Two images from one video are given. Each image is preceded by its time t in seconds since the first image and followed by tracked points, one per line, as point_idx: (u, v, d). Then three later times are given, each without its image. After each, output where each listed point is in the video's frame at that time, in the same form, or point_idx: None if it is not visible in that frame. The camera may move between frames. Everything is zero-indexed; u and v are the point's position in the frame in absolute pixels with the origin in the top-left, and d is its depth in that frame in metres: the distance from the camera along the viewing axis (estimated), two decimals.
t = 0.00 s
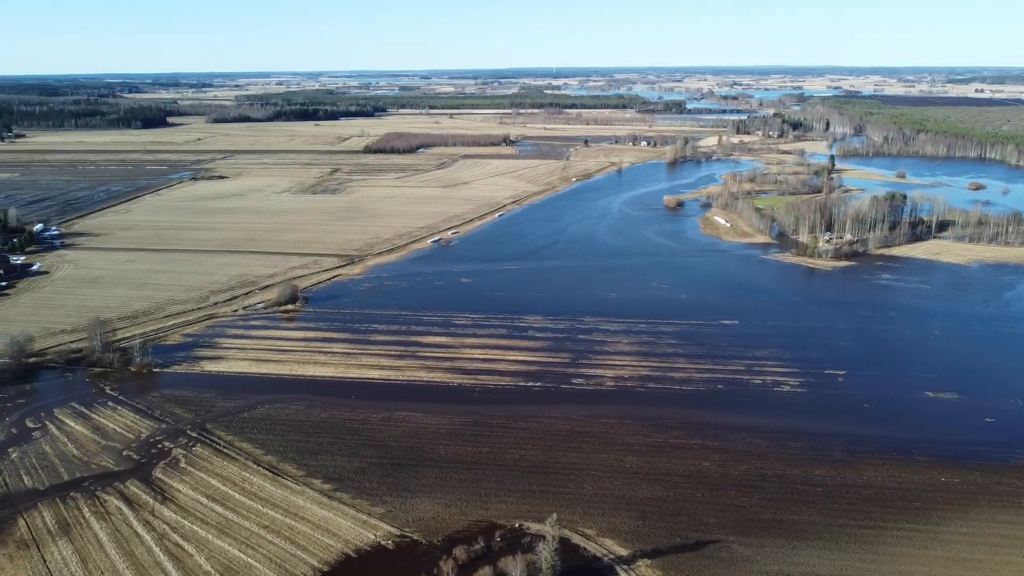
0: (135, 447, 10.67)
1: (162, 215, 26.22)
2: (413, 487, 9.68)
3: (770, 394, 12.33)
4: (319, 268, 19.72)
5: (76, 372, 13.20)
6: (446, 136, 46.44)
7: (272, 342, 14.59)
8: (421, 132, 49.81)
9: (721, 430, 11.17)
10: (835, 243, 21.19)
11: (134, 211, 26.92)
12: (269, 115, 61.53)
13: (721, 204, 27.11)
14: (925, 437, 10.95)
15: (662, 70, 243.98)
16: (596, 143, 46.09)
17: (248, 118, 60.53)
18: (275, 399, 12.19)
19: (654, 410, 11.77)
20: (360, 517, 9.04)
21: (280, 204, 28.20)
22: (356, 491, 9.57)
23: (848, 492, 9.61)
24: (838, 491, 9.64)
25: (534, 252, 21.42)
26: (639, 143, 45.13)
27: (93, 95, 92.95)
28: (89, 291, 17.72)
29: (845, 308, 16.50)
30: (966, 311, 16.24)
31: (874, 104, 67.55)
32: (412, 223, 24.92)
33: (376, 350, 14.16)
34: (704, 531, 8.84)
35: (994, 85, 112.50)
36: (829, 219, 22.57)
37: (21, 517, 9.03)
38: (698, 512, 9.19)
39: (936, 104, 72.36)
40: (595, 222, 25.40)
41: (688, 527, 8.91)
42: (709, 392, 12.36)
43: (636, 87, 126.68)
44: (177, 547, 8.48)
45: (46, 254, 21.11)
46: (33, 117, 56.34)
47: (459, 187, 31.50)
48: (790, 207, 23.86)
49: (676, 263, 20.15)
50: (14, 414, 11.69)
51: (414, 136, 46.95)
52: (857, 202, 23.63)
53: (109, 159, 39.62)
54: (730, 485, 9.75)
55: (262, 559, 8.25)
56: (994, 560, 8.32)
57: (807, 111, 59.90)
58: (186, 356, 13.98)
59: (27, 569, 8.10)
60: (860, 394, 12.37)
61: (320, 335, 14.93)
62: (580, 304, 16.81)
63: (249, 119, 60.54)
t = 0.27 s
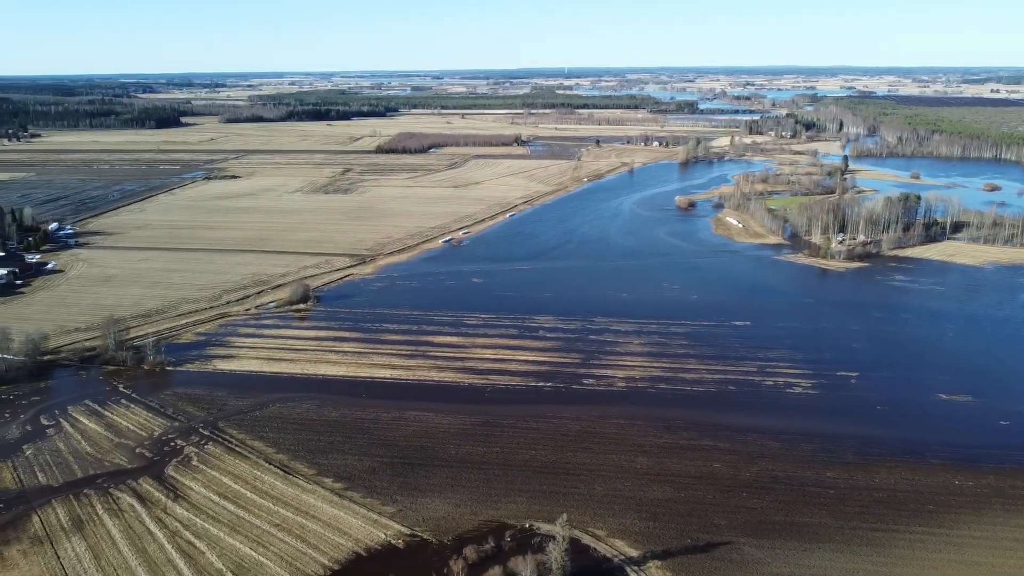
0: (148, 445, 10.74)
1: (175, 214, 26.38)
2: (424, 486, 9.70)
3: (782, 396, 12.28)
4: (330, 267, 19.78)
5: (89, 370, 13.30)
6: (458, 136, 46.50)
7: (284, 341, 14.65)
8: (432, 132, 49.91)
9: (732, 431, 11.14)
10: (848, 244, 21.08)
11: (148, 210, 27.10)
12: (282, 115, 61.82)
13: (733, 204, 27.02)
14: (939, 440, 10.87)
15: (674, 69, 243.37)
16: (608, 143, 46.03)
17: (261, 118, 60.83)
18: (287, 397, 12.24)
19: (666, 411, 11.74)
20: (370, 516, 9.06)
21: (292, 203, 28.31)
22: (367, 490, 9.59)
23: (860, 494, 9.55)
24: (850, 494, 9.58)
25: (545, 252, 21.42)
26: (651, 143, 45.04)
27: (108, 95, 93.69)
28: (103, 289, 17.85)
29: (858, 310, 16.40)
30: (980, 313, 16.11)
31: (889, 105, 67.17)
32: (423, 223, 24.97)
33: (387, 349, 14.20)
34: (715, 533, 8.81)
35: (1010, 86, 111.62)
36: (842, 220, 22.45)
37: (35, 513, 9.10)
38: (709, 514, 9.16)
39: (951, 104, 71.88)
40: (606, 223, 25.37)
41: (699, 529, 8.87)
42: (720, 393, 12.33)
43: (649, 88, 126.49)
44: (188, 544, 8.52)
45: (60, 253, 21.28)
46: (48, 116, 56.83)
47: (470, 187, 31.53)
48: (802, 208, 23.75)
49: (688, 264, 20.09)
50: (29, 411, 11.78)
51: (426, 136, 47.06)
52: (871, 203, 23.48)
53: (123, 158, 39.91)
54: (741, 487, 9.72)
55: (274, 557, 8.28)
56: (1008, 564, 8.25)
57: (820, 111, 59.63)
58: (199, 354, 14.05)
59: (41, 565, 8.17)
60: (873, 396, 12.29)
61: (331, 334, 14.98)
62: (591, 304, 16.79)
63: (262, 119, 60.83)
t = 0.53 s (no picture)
0: (161, 443, 10.81)
1: (188, 214, 26.53)
2: (434, 486, 9.71)
3: (794, 397, 12.22)
4: (342, 267, 19.84)
5: (103, 368, 13.39)
6: (470, 136, 46.57)
7: (296, 340, 14.72)
8: (444, 132, 50.01)
9: (743, 432, 11.10)
10: (861, 246, 20.96)
11: (161, 209, 27.27)
12: (295, 115, 62.10)
13: (745, 205, 26.93)
14: (952, 443, 10.79)
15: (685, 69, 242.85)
16: (620, 144, 45.95)
17: (273, 118, 61.11)
18: (298, 396, 12.28)
19: (677, 412, 11.72)
20: (381, 515, 9.08)
21: (304, 203, 28.42)
22: (377, 489, 9.62)
23: (872, 497, 9.49)
24: (863, 497, 9.52)
25: (556, 252, 21.41)
26: (663, 143, 44.94)
27: (122, 95, 94.42)
28: (117, 288, 17.97)
29: (871, 312, 16.30)
30: (995, 315, 15.97)
31: (903, 105, 66.79)
32: (434, 223, 25.01)
33: (398, 349, 14.23)
34: (725, 534, 8.78)
35: None
36: (855, 221, 22.33)
37: (49, 510, 9.17)
38: (719, 515, 9.12)
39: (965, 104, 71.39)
40: (618, 223, 25.32)
41: (710, 530, 8.85)
42: (731, 395, 12.29)
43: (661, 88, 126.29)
44: (200, 542, 8.57)
45: (75, 252, 21.44)
46: (64, 116, 57.32)
47: (482, 188, 31.56)
48: (815, 209, 23.63)
49: (700, 265, 20.03)
50: (43, 409, 11.88)
51: (438, 136, 47.15)
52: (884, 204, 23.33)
53: (137, 158, 40.19)
54: (752, 489, 9.68)
55: (285, 555, 8.31)
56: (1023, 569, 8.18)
57: (834, 112, 59.33)
58: (211, 353, 14.12)
59: (55, 561, 8.23)
60: (885, 398, 12.20)
61: (343, 333, 15.03)
62: (602, 304, 16.77)
63: (275, 119, 61.10)
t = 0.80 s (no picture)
0: (173, 441, 10.87)
1: (201, 213, 26.66)
2: (444, 485, 9.72)
3: (806, 399, 12.16)
4: (353, 266, 19.90)
5: (116, 367, 13.48)
6: (481, 137, 46.60)
7: (307, 339, 14.77)
8: (456, 132, 50.01)
9: (754, 434, 11.06)
10: (874, 247, 20.84)
11: (174, 209, 27.43)
12: (307, 115, 62.31)
13: (757, 206, 26.83)
14: (965, 445, 10.71)
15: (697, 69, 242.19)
16: (631, 144, 45.85)
17: (285, 118, 61.35)
18: (309, 396, 12.32)
19: (687, 413, 11.68)
20: (391, 514, 9.10)
21: (315, 203, 28.52)
22: (387, 489, 9.63)
23: (884, 500, 9.43)
24: (874, 499, 9.46)
25: (567, 253, 21.40)
26: (675, 144, 44.82)
27: (136, 95, 95.11)
28: (130, 287, 18.08)
29: (884, 313, 16.20)
30: (1009, 318, 15.84)
31: (916, 106, 66.36)
32: (446, 223, 25.04)
33: (409, 349, 14.25)
34: (736, 536, 8.74)
35: None
36: (868, 222, 22.20)
37: (62, 507, 9.24)
38: (730, 517, 9.09)
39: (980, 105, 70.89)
40: (629, 224, 25.28)
41: (720, 532, 8.81)
42: (743, 396, 12.24)
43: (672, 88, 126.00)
44: (212, 539, 8.61)
45: (89, 251, 21.59)
46: (78, 116, 57.74)
47: (493, 188, 31.57)
48: (828, 210, 23.52)
49: (711, 265, 19.97)
50: (57, 406, 11.97)
51: (449, 136, 47.21)
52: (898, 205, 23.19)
53: (150, 158, 40.42)
54: (763, 491, 9.64)
55: (295, 554, 8.34)
56: None
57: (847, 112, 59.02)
58: (223, 352, 14.19)
59: (68, 558, 8.29)
60: (898, 401, 12.13)
61: (354, 333, 15.07)
62: (612, 305, 16.74)
63: (287, 119, 61.33)
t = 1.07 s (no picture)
0: (184, 439, 10.93)
1: (213, 213, 26.79)
2: (454, 485, 9.73)
3: (818, 401, 12.10)
4: (364, 266, 19.95)
5: (128, 365, 13.57)
6: (491, 137, 46.61)
7: (318, 338, 14.82)
8: (466, 132, 50.04)
9: (765, 435, 11.02)
10: (887, 248, 20.73)
11: (187, 208, 27.58)
12: (318, 115, 62.50)
13: (769, 206, 26.72)
14: (978, 448, 10.63)
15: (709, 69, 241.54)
16: (642, 144, 45.75)
17: (297, 118, 61.58)
18: (320, 395, 12.35)
19: (698, 414, 11.65)
20: (400, 513, 9.12)
21: (327, 203, 28.60)
22: (397, 488, 9.65)
23: (896, 503, 9.38)
24: (886, 502, 9.41)
25: (577, 253, 21.38)
26: (686, 144, 44.68)
27: (149, 95, 95.73)
28: (143, 286, 18.19)
29: (897, 315, 16.10)
30: None
31: (930, 106, 65.97)
32: (456, 223, 25.07)
33: (419, 348, 14.26)
34: (747, 538, 8.71)
35: None
36: (880, 223, 22.07)
37: (75, 504, 9.31)
38: (740, 519, 9.05)
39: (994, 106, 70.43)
40: (640, 224, 25.23)
41: (731, 534, 8.78)
42: (754, 398, 12.19)
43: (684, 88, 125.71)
44: (223, 538, 8.65)
45: (102, 250, 21.73)
46: (92, 116, 58.13)
47: (504, 188, 31.57)
48: (840, 210, 23.39)
49: (722, 266, 19.91)
50: (70, 404, 12.05)
51: (460, 136, 47.26)
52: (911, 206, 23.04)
53: (163, 158, 40.65)
54: (774, 493, 9.60)
55: (305, 552, 8.37)
56: None
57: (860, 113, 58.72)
58: (234, 350, 14.26)
59: (80, 555, 8.35)
60: (910, 403, 12.05)
61: (365, 332, 15.10)
62: (623, 305, 16.71)
63: (299, 119, 61.52)
